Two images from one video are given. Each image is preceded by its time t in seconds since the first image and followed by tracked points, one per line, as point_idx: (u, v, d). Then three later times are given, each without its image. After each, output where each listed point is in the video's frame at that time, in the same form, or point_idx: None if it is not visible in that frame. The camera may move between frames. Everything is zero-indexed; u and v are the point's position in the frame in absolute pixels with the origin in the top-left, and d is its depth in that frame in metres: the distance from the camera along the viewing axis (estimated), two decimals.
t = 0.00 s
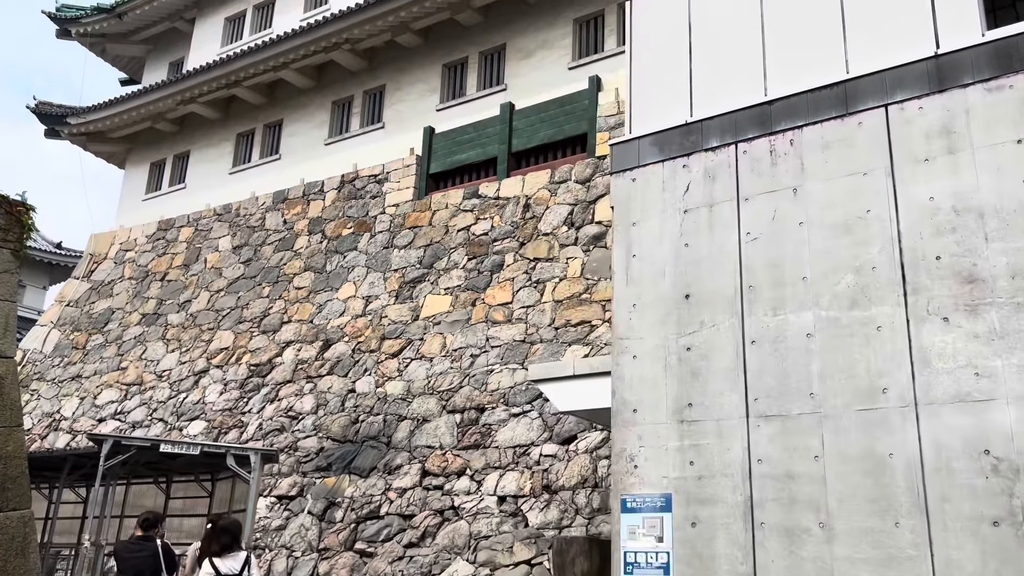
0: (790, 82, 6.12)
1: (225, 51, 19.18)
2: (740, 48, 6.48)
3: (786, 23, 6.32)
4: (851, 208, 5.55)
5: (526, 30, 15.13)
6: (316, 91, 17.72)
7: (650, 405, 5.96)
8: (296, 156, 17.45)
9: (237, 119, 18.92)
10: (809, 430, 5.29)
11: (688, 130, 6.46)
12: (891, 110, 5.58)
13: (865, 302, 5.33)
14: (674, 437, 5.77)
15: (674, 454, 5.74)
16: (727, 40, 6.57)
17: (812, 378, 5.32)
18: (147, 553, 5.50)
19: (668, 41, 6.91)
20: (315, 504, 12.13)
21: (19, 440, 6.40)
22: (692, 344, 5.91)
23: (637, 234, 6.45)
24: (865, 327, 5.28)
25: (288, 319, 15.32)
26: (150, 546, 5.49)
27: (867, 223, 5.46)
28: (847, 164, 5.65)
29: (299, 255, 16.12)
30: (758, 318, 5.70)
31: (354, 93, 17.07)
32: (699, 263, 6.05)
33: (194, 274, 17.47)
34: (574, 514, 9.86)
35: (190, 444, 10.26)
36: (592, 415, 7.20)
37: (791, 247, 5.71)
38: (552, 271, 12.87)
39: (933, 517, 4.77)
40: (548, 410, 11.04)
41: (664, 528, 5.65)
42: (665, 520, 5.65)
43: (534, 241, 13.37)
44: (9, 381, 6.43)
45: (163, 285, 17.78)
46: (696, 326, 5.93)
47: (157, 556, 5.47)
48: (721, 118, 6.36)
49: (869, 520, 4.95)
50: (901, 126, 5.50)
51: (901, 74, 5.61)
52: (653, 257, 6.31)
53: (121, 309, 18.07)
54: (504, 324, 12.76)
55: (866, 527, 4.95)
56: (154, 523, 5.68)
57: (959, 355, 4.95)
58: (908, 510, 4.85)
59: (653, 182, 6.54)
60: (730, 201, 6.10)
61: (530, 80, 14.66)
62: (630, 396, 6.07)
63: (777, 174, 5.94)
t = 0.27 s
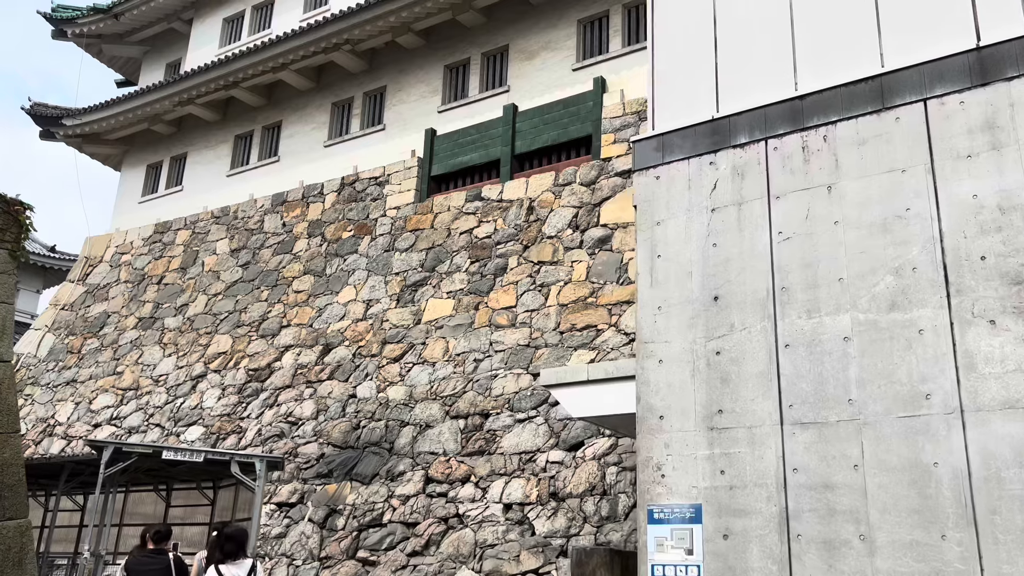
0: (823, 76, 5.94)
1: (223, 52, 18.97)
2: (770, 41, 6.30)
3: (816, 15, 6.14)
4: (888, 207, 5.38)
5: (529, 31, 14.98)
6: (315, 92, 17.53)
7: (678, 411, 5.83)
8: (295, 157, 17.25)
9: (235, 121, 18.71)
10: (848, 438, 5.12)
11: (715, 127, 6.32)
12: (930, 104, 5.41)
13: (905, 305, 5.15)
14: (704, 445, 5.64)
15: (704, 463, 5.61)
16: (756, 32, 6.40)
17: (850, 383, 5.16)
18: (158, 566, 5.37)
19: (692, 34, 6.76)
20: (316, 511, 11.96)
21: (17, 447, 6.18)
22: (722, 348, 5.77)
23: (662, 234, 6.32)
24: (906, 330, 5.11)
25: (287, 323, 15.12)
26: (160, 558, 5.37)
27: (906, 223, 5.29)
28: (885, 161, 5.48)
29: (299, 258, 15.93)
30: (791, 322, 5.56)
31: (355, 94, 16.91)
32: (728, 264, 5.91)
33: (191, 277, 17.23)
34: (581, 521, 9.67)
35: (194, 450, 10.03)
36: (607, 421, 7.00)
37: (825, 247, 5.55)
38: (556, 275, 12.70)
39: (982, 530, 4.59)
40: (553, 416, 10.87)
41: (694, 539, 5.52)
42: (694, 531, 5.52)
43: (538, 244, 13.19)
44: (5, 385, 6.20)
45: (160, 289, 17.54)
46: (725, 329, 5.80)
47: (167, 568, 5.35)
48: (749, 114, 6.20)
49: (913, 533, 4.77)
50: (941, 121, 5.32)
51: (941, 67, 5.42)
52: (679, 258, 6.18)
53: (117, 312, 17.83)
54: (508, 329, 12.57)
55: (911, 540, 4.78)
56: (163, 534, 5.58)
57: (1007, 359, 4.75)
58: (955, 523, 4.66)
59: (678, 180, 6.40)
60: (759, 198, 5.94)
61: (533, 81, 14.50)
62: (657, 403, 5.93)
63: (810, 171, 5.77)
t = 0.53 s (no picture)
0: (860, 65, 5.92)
1: (224, 50, 18.81)
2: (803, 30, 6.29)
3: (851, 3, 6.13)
4: (931, 197, 5.35)
5: (533, 29, 14.86)
6: (317, 91, 17.38)
7: (711, 408, 5.76)
8: (297, 156, 17.08)
9: (236, 120, 18.51)
10: (893, 436, 5.07)
11: (747, 117, 6.29)
12: (973, 91, 5.40)
13: (951, 298, 5.12)
14: (740, 444, 5.56)
15: (739, 462, 5.53)
16: (789, 21, 6.37)
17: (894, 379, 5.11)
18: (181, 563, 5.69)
19: (721, 24, 6.74)
20: (320, 513, 11.82)
21: (21, 447, 6.01)
22: (758, 344, 5.71)
23: (692, 226, 6.27)
24: (953, 325, 5.07)
25: (289, 323, 14.95)
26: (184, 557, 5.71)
27: (949, 215, 5.26)
28: (927, 150, 5.46)
29: (301, 258, 15.77)
30: (830, 316, 5.50)
31: (357, 93, 16.73)
32: (763, 258, 5.86)
33: (191, 277, 17.05)
34: (593, 524, 9.54)
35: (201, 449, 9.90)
36: (625, 420, 6.84)
37: (865, 240, 5.51)
38: (563, 274, 12.55)
39: None
40: (562, 416, 10.73)
41: (731, 542, 5.44)
42: (730, 534, 5.44)
43: (544, 243, 13.03)
44: (9, 384, 6.02)
45: (160, 288, 17.34)
46: (760, 324, 5.74)
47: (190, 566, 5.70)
48: (783, 102, 6.16)
49: (963, 534, 4.72)
50: (986, 108, 5.31)
51: (985, 53, 5.41)
52: (711, 251, 6.12)
53: (116, 312, 17.64)
54: (514, 328, 12.41)
55: (961, 541, 4.72)
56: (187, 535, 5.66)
57: None
58: (1008, 524, 4.61)
59: (708, 172, 6.35)
60: (795, 189, 5.90)
61: (539, 79, 14.36)
62: (688, 400, 5.86)
63: (848, 161, 5.74)
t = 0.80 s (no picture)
0: (897, 57, 5.79)
1: (224, 48, 18.63)
2: (836, 23, 6.16)
3: None
4: (974, 194, 5.22)
5: (538, 27, 14.71)
6: (318, 89, 17.20)
7: (744, 412, 5.64)
8: (298, 156, 16.90)
9: (236, 119, 18.32)
10: (937, 441, 4.93)
11: (778, 110, 6.16)
12: (1017, 83, 5.25)
13: (997, 299, 4.98)
14: (774, 449, 5.44)
15: (774, 468, 5.41)
16: (821, 13, 6.24)
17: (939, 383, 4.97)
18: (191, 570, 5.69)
19: (750, 17, 6.61)
20: (324, 517, 11.68)
21: (23, 450, 5.84)
22: (792, 345, 5.59)
23: (721, 224, 6.15)
24: (1000, 326, 4.93)
25: (290, 324, 14.78)
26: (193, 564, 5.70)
27: (994, 212, 5.12)
28: (969, 144, 5.33)
29: (302, 258, 15.60)
30: (869, 317, 5.38)
31: (359, 92, 16.57)
32: (797, 258, 5.74)
33: (191, 277, 16.85)
34: (603, 528, 9.39)
35: (208, 452, 9.97)
36: (641, 425, 6.67)
37: (904, 239, 5.38)
38: (569, 274, 12.39)
39: None
40: (570, 419, 10.59)
41: (765, 551, 5.31)
42: (764, 543, 5.32)
43: (550, 243, 12.87)
44: (10, 386, 5.85)
45: (159, 289, 17.15)
46: (795, 325, 5.62)
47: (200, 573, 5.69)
48: (816, 96, 6.02)
49: (1013, 544, 4.58)
50: None
51: None
52: (741, 249, 6.00)
53: (115, 313, 17.44)
54: (520, 330, 12.26)
55: (1010, 552, 4.58)
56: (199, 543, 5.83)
57: None
58: None
59: (738, 167, 6.23)
60: (829, 185, 5.77)
61: (544, 78, 14.21)
62: (719, 403, 5.74)
63: (885, 156, 5.61)
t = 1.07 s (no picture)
0: (931, 36, 5.66)
1: (224, 41, 18.45)
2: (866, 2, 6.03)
3: None
4: (1015, 175, 5.08)
5: (542, 20, 14.54)
6: (319, 84, 17.03)
7: (773, 403, 5.51)
8: (298, 150, 16.71)
9: (235, 114, 18.13)
10: (979, 432, 4.80)
11: (807, 91, 6.03)
12: None
13: None
14: (807, 442, 5.30)
15: (806, 461, 5.28)
16: None
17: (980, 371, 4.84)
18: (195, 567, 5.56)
19: None
20: (326, 515, 11.54)
21: (23, 444, 5.67)
22: (824, 333, 5.46)
23: (747, 209, 6.02)
24: None
25: (291, 320, 14.62)
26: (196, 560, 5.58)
27: None
28: (1009, 123, 5.19)
29: (302, 254, 15.42)
30: (905, 303, 5.24)
31: (360, 86, 16.39)
32: (828, 243, 5.61)
33: (190, 273, 16.67)
34: (611, 526, 9.25)
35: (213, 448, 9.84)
36: (654, 419, 6.51)
37: (942, 224, 5.25)
38: (574, 269, 12.22)
39: None
40: (576, 415, 10.47)
41: (798, 548, 5.18)
42: (796, 539, 5.18)
43: (555, 238, 12.71)
44: (9, 378, 5.69)
45: (158, 285, 16.96)
46: (827, 312, 5.49)
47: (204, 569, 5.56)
48: (846, 76, 5.89)
49: None
50: None
51: None
52: (769, 235, 5.87)
53: (113, 310, 17.26)
54: (524, 325, 12.10)
55: None
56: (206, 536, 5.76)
57: None
58: None
59: (764, 150, 6.10)
60: (861, 167, 5.64)
61: (548, 71, 14.05)
62: (748, 394, 5.62)
63: (921, 137, 5.47)
